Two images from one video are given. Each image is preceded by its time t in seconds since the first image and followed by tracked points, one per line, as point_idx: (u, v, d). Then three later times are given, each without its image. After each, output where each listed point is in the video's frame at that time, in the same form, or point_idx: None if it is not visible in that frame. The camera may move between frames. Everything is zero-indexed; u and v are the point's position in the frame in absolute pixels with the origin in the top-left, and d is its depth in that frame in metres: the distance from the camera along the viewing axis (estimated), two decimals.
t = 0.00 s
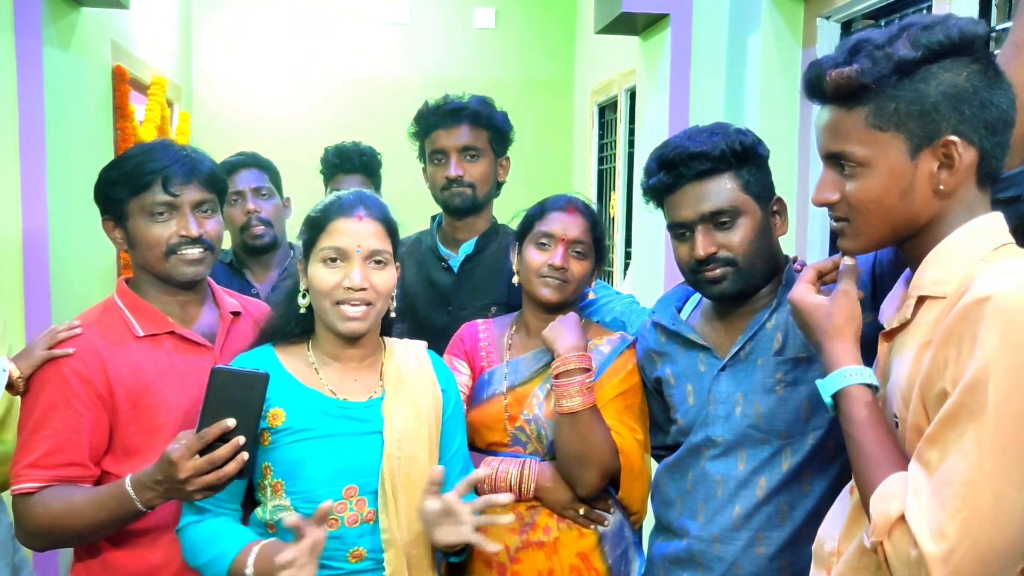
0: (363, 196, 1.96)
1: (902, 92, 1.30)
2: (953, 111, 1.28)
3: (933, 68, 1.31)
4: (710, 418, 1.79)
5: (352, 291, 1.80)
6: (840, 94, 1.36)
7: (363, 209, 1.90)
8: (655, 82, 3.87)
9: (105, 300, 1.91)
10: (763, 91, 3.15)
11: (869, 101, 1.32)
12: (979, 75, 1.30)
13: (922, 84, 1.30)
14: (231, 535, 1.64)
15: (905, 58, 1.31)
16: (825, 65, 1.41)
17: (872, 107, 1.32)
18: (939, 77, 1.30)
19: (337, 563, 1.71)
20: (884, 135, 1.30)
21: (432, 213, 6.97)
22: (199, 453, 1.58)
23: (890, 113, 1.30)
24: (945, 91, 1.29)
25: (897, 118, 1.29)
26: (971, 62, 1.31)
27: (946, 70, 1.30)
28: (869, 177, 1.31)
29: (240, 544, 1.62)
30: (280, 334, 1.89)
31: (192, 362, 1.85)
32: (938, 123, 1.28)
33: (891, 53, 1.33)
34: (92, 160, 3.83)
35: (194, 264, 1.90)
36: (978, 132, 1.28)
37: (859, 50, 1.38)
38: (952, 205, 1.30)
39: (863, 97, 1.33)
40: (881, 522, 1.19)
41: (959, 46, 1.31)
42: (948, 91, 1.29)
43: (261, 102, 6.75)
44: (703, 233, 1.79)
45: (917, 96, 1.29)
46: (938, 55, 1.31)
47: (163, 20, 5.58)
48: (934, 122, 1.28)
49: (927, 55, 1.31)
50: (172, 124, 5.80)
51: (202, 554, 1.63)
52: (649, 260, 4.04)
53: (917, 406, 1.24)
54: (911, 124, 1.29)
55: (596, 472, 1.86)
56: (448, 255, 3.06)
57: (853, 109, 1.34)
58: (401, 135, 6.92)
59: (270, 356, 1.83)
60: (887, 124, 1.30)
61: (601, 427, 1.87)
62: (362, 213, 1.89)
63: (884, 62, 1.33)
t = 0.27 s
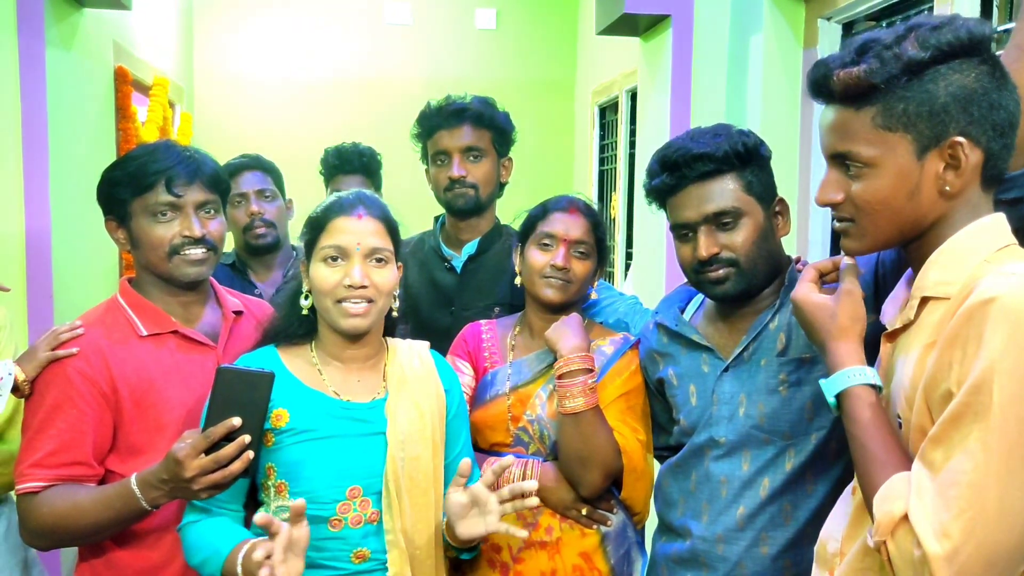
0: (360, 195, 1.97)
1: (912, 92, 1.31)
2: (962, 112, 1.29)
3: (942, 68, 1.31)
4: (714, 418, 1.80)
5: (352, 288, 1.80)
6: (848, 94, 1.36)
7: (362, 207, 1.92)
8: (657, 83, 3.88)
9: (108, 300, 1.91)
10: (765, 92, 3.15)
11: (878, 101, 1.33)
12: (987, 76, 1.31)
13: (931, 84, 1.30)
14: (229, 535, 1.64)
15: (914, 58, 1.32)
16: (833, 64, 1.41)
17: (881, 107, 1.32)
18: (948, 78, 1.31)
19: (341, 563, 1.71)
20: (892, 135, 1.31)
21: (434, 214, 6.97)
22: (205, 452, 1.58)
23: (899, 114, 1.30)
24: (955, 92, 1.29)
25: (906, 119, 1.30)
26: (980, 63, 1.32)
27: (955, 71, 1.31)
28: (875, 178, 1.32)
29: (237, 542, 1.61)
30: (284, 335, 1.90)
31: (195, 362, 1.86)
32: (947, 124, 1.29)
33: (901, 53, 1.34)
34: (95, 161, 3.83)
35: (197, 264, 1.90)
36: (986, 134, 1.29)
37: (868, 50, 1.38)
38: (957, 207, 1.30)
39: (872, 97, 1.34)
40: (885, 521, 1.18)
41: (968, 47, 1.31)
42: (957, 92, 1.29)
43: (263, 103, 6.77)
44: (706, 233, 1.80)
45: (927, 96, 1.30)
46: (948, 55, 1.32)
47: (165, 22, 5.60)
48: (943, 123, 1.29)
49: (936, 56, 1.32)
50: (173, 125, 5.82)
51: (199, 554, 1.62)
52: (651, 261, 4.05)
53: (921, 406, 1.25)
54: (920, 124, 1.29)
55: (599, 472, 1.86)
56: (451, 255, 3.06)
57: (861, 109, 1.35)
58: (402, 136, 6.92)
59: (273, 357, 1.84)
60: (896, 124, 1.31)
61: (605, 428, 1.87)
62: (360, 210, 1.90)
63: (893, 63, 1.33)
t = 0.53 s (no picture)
0: (355, 194, 1.98)
1: (910, 93, 1.32)
2: (959, 113, 1.30)
3: (940, 70, 1.32)
4: (715, 417, 1.81)
5: (349, 286, 1.81)
6: (846, 95, 1.37)
7: (357, 206, 1.93)
8: (656, 84, 3.89)
9: (107, 300, 1.92)
10: (764, 92, 3.16)
11: (876, 102, 1.34)
12: (983, 78, 1.32)
13: (929, 86, 1.31)
14: (255, 534, 1.67)
15: (912, 60, 1.33)
16: (830, 65, 1.42)
17: (878, 108, 1.33)
18: (945, 79, 1.32)
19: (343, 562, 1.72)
20: (890, 136, 1.32)
21: (434, 214, 6.98)
22: (203, 448, 1.60)
23: (897, 115, 1.31)
24: (952, 94, 1.30)
25: (904, 120, 1.31)
26: (976, 65, 1.33)
27: (952, 72, 1.32)
28: (874, 178, 1.33)
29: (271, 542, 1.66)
30: (284, 336, 1.90)
31: (195, 361, 1.87)
32: (945, 125, 1.30)
33: (898, 54, 1.35)
34: (96, 161, 3.85)
35: (198, 263, 1.91)
36: (983, 135, 1.30)
37: (866, 51, 1.39)
38: (954, 207, 1.32)
39: (870, 98, 1.34)
40: (876, 516, 1.20)
41: (965, 49, 1.33)
42: (954, 93, 1.31)
43: (263, 104, 6.78)
44: (710, 233, 1.81)
45: (925, 98, 1.31)
46: (945, 57, 1.33)
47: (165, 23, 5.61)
48: (940, 124, 1.30)
49: (934, 57, 1.33)
50: (173, 125, 5.83)
51: (228, 555, 1.64)
52: (651, 261, 4.05)
53: (917, 404, 1.26)
54: (918, 125, 1.30)
55: (598, 471, 1.87)
56: (452, 256, 3.06)
57: (859, 109, 1.35)
58: (402, 137, 6.93)
59: (274, 357, 1.85)
60: (894, 125, 1.31)
61: (604, 427, 1.88)
62: (355, 209, 1.91)
63: (891, 64, 1.34)
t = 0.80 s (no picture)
0: (348, 194, 2.00)
1: (904, 95, 1.33)
2: (953, 114, 1.31)
3: (933, 72, 1.34)
4: (715, 417, 1.82)
5: (344, 281, 1.82)
6: (842, 97, 1.38)
7: (350, 205, 1.94)
8: (654, 85, 3.91)
9: (104, 301, 1.93)
10: (760, 93, 3.18)
11: (870, 104, 1.35)
12: (976, 79, 1.34)
13: (922, 88, 1.33)
14: (250, 531, 1.68)
15: (905, 62, 1.34)
16: (824, 68, 1.43)
17: (873, 110, 1.34)
18: (939, 81, 1.33)
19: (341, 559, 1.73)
20: (885, 138, 1.33)
21: (433, 215, 6.99)
22: (197, 448, 1.61)
23: (892, 117, 1.33)
24: (946, 95, 1.32)
25: (898, 122, 1.32)
26: (968, 66, 1.35)
27: (945, 74, 1.34)
28: (869, 180, 1.34)
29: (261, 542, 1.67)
30: (283, 336, 1.91)
31: (190, 359, 1.88)
32: (939, 126, 1.31)
33: (892, 57, 1.36)
34: (96, 162, 3.86)
35: (197, 266, 1.92)
36: (976, 137, 1.32)
37: (859, 54, 1.40)
38: (948, 208, 1.33)
39: (864, 100, 1.36)
40: (863, 508, 1.22)
41: (957, 51, 1.34)
42: (948, 94, 1.32)
43: (262, 104, 6.79)
44: (711, 234, 1.82)
45: (919, 100, 1.32)
46: (937, 59, 1.34)
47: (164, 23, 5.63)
48: (935, 125, 1.31)
49: (927, 60, 1.34)
50: (172, 125, 5.85)
51: (222, 551, 1.66)
52: (649, 262, 4.07)
53: (908, 402, 1.27)
54: (913, 126, 1.32)
55: (594, 469, 1.88)
56: (451, 256, 3.08)
57: (854, 112, 1.36)
58: (401, 137, 6.94)
59: (273, 356, 1.86)
60: (888, 127, 1.33)
61: (600, 426, 1.90)
62: (349, 208, 1.92)
63: (885, 66, 1.36)
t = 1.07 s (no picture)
0: (348, 196, 2.01)
1: (901, 97, 1.34)
2: (949, 117, 1.32)
3: (929, 74, 1.35)
4: (715, 417, 1.83)
5: (340, 287, 1.83)
6: (839, 99, 1.38)
7: (350, 207, 1.95)
8: (653, 86, 3.92)
9: (103, 301, 1.94)
10: (759, 95, 3.19)
11: (867, 106, 1.36)
12: (972, 82, 1.35)
13: (919, 90, 1.34)
14: (249, 528, 1.70)
15: (902, 65, 1.35)
16: (821, 70, 1.44)
17: (870, 111, 1.35)
18: (935, 84, 1.34)
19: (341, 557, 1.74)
20: (882, 139, 1.34)
21: (433, 216, 7.00)
22: (197, 447, 1.62)
23: (888, 119, 1.34)
24: (942, 98, 1.33)
25: (895, 124, 1.33)
26: (965, 69, 1.36)
27: (941, 77, 1.35)
28: (865, 182, 1.35)
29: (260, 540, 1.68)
30: (282, 335, 1.93)
31: (189, 359, 1.89)
32: (935, 129, 1.32)
33: (889, 59, 1.37)
34: (96, 163, 3.88)
35: (195, 270, 1.93)
36: (971, 139, 1.33)
37: (856, 56, 1.41)
38: (942, 209, 1.34)
39: (862, 102, 1.36)
40: (855, 506, 1.23)
41: (954, 53, 1.35)
42: (944, 97, 1.33)
43: (262, 105, 6.81)
44: (710, 236, 1.83)
45: (915, 102, 1.33)
46: (934, 61, 1.35)
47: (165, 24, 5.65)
48: (931, 128, 1.32)
49: (924, 62, 1.35)
50: (173, 126, 5.86)
51: (220, 547, 1.67)
52: (648, 263, 4.08)
53: (901, 401, 1.28)
54: (909, 128, 1.33)
55: (592, 469, 1.90)
56: (451, 257, 3.09)
57: (851, 113, 1.37)
58: (401, 138, 6.96)
59: (273, 354, 1.87)
60: (885, 129, 1.34)
61: (597, 426, 1.91)
62: (349, 211, 1.93)
63: (882, 68, 1.37)
